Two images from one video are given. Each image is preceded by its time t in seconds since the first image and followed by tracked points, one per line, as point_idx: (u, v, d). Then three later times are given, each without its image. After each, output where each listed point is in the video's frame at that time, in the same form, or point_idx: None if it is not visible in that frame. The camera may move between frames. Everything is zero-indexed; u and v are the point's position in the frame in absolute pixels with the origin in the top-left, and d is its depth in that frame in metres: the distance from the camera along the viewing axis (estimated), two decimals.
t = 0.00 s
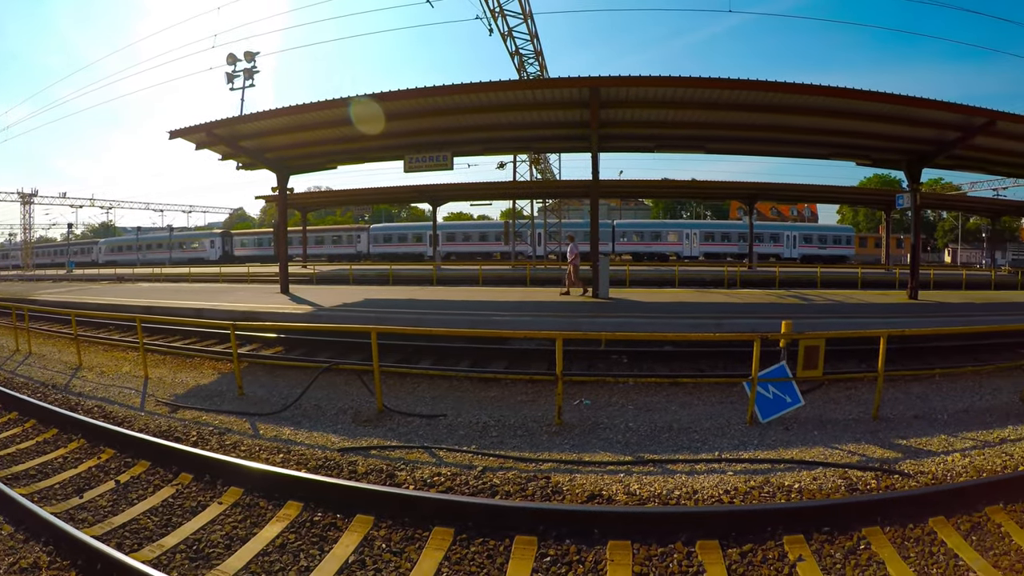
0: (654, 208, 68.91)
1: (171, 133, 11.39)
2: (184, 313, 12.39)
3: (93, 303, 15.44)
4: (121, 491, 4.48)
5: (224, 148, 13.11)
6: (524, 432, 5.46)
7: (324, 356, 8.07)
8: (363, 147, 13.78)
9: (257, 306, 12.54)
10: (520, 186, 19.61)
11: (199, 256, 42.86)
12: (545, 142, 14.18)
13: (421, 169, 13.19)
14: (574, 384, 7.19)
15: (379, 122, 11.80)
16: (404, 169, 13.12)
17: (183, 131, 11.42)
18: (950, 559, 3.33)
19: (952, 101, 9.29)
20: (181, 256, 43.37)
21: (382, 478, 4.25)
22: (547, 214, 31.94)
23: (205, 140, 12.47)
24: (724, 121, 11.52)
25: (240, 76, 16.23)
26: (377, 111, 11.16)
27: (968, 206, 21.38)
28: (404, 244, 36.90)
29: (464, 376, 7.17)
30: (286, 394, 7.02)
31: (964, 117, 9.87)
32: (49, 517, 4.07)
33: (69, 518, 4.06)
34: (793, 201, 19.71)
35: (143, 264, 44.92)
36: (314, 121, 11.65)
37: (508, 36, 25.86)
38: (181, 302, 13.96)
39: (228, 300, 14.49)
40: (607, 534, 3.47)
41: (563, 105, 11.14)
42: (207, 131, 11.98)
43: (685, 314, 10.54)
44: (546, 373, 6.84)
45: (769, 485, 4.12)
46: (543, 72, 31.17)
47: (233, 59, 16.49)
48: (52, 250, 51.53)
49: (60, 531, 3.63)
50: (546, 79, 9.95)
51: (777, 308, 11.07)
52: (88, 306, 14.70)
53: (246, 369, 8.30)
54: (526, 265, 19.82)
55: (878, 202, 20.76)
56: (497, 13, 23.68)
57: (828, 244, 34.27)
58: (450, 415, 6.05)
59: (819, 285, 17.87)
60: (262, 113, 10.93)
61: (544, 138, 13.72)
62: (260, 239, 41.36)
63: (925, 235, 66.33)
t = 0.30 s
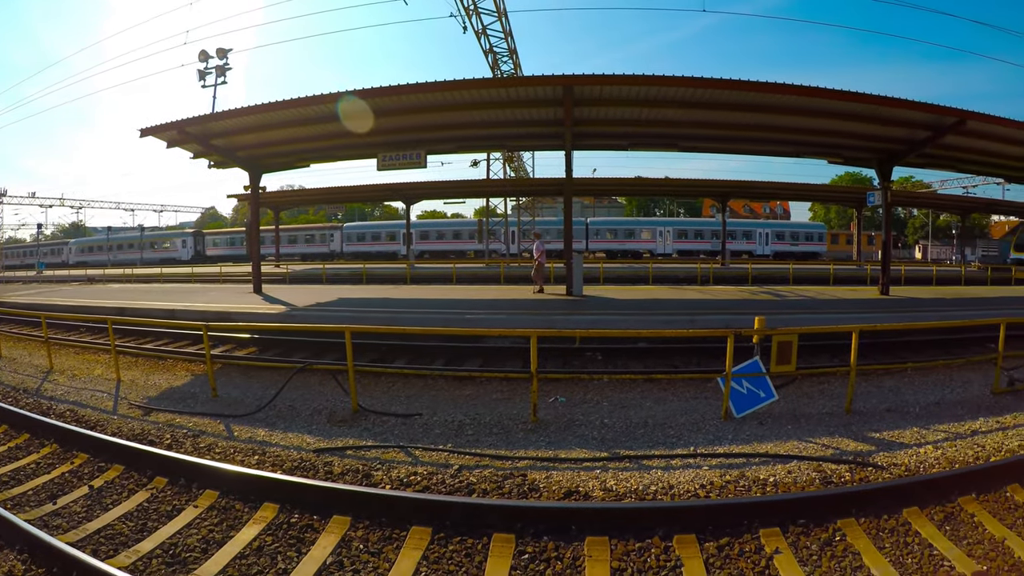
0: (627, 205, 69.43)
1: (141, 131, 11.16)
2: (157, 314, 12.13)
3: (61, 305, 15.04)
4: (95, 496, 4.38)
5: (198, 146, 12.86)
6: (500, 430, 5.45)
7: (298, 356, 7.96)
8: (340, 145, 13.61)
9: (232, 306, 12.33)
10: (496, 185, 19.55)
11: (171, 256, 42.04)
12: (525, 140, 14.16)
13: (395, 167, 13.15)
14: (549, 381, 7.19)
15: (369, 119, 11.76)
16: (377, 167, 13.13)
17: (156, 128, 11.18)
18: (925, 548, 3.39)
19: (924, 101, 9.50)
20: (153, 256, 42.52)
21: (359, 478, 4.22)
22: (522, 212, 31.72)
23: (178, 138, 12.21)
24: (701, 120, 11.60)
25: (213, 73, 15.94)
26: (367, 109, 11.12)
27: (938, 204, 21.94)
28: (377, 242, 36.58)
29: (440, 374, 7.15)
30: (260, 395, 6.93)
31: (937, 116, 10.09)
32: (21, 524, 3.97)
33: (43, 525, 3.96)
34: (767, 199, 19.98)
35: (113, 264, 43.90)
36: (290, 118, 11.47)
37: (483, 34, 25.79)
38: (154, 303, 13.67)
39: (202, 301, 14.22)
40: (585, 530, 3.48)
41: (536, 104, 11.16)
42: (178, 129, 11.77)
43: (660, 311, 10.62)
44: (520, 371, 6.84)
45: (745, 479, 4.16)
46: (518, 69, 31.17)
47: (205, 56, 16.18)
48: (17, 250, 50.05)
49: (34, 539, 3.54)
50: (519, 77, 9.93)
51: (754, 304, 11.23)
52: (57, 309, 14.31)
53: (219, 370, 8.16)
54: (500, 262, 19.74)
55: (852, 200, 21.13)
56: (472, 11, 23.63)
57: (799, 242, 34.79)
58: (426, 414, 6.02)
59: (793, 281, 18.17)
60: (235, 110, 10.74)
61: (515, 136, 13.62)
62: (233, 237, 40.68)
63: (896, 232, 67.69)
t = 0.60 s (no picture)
0: (602, 201, 69.92)
1: (113, 127, 10.92)
2: (130, 314, 11.88)
3: (29, 306, 14.62)
4: (69, 500, 4.29)
5: (172, 143, 12.60)
6: (477, 427, 5.44)
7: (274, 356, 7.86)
8: (317, 141, 13.45)
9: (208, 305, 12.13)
10: (474, 182, 19.50)
11: (144, 254, 41.21)
12: (506, 137, 14.15)
13: (369, 164, 12.82)
14: (524, 378, 7.19)
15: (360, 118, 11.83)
16: (352, 165, 12.81)
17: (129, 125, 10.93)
18: (900, 539, 3.46)
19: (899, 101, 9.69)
20: (126, 254, 41.69)
21: (335, 477, 4.19)
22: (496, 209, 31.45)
23: (151, 134, 11.95)
24: (680, 118, 11.65)
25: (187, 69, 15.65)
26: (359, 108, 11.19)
27: (910, 201, 22.44)
28: (352, 240, 36.23)
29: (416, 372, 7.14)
30: (235, 396, 6.83)
31: (911, 115, 10.29)
32: None
33: (15, 532, 3.87)
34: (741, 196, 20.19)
35: (84, 263, 42.93)
36: (268, 115, 11.30)
37: (459, 31, 25.70)
38: (126, 303, 13.37)
39: (176, 300, 13.95)
40: (563, 526, 3.50)
41: (512, 100, 11.16)
42: (151, 125, 11.54)
43: (637, 307, 10.70)
44: (496, 368, 6.83)
45: (721, 473, 4.21)
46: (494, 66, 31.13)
47: (178, 50, 15.83)
48: None
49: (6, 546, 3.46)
50: (494, 74, 9.89)
51: (730, 300, 11.39)
52: (25, 310, 13.91)
53: (193, 371, 8.02)
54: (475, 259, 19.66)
55: (827, 197, 21.47)
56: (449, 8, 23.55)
57: (773, 238, 35.26)
58: (402, 412, 6.00)
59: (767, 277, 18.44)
60: (210, 106, 10.55)
61: (490, 133, 13.55)
62: (206, 235, 39.98)
63: (868, 228, 69.12)
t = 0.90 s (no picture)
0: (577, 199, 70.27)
1: (85, 125, 10.68)
2: (102, 315, 11.62)
3: None
4: (40, 507, 4.17)
5: (145, 140, 12.33)
6: (453, 425, 5.42)
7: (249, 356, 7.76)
8: (293, 138, 13.24)
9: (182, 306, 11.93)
10: (451, 180, 19.45)
11: (116, 255, 40.36)
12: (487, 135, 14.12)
13: (343, 161, 12.67)
14: (500, 375, 7.18)
15: (350, 117, 11.87)
16: (326, 162, 12.67)
17: (100, 122, 10.69)
18: (876, 530, 3.52)
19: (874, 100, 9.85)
20: (98, 254, 40.81)
21: (312, 478, 4.14)
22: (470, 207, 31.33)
23: (123, 131, 11.69)
24: (659, 116, 11.70)
25: (159, 64, 15.38)
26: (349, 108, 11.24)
27: (883, 199, 22.89)
28: (327, 238, 35.92)
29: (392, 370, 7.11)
30: (210, 397, 6.74)
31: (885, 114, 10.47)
32: None
33: None
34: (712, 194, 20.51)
35: (53, 264, 41.87)
36: (246, 111, 11.13)
37: (434, 27, 25.55)
38: (97, 304, 13.07)
39: (148, 300, 13.67)
40: (540, 523, 3.50)
41: (486, 98, 11.15)
42: (123, 122, 11.31)
43: (613, 304, 10.75)
44: (471, 366, 6.82)
45: (698, 469, 4.24)
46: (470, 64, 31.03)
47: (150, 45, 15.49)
48: None
49: None
50: (468, 71, 9.87)
51: (706, 296, 11.51)
52: None
53: (165, 372, 7.87)
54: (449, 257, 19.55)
55: (803, 194, 21.81)
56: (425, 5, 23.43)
57: (747, 235, 35.64)
58: (378, 411, 5.96)
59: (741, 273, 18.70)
60: (183, 103, 10.37)
61: (465, 130, 13.51)
62: (180, 234, 39.26)
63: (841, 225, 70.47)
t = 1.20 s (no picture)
0: (554, 198, 70.56)
1: (57, 120, 10.46)
2: (73, 316, 11.37)
3: None
4: (10, 512, 4.07)
5: (117, 136, 12.08)
6: (428, 424, 5.40)
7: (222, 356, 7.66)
8: (272, 134, 13.08)
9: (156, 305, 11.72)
10: (429, 179, 19.41)
11: (89, 254, 39.50)
12: (468, 133, 14.10)
13: (319, 159, 12.51)
14: (476, 374, 7.17)
15: (343, 116, 11.97)
16: (302, 160, 12.50)
17: (73, 117, 10.47)
18: (851, 524, 3.58)
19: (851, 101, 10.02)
20: (71, 254, 39.95)
21: (287, 479, 4.10)
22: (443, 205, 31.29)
23: (96, 127, 11.46)
24: (640, 115, 11.75)
25: (132, 59, 15.14)
26: (340, 105, 11.30)
27: (857, 198, 23.31)
28: (301, 236, 35.55)
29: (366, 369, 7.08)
30: (184, 398, 6.64)
31: (859, 116, 10.65)
32: None
33: None
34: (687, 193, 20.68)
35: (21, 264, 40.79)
36: (224, 107, 10.98)
37: (411, 24, 25.53)
38: (67, 304, 12.77)
39: (120, 300, 13.39)
40: (517, 521, 3.51)
41: (463, 96, 11.11)
42: (96, 118, 11.10)
43: (589, 302, 10.82)
44: (446, 364, 6.80)
45: (673, 465, 4.28)
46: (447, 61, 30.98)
47: (123, 40, 15.18)
48: None
49: None
50: (443, 69, 9.84)
51: (684, 295, 11.62)
52: None
53: (137, 373, 7.73)
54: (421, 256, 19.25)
55: (779, 194, 22.13)
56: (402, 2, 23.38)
57: (721, 234, 36.07)
58: (354, 411, 5.92)
59: (716, 272, 18.91)
60: (158, 98, 10.20)
61: (446, 128, 13.47)
62: (153, 232, 38.51)
63: (816, 224, 71.71)
